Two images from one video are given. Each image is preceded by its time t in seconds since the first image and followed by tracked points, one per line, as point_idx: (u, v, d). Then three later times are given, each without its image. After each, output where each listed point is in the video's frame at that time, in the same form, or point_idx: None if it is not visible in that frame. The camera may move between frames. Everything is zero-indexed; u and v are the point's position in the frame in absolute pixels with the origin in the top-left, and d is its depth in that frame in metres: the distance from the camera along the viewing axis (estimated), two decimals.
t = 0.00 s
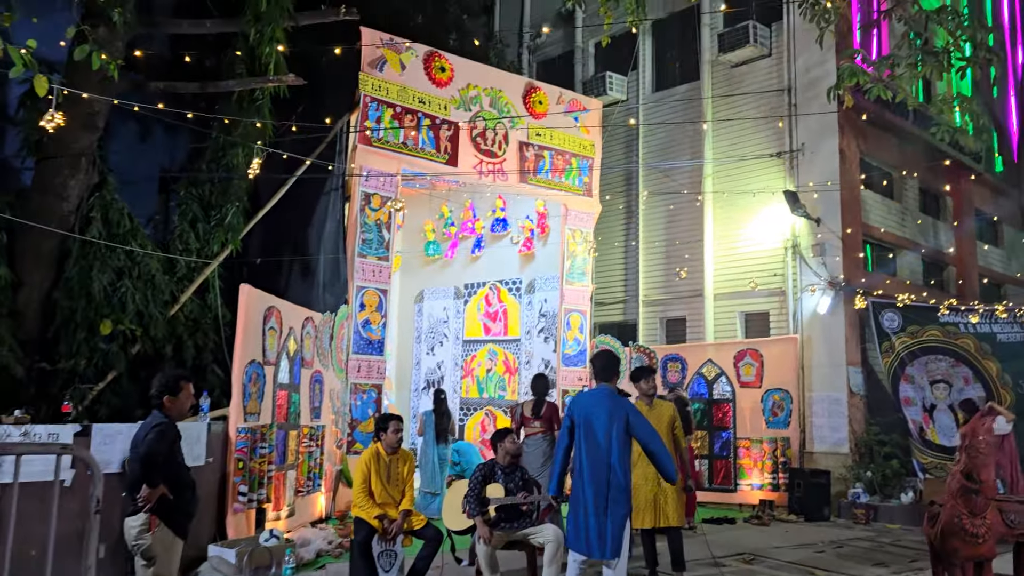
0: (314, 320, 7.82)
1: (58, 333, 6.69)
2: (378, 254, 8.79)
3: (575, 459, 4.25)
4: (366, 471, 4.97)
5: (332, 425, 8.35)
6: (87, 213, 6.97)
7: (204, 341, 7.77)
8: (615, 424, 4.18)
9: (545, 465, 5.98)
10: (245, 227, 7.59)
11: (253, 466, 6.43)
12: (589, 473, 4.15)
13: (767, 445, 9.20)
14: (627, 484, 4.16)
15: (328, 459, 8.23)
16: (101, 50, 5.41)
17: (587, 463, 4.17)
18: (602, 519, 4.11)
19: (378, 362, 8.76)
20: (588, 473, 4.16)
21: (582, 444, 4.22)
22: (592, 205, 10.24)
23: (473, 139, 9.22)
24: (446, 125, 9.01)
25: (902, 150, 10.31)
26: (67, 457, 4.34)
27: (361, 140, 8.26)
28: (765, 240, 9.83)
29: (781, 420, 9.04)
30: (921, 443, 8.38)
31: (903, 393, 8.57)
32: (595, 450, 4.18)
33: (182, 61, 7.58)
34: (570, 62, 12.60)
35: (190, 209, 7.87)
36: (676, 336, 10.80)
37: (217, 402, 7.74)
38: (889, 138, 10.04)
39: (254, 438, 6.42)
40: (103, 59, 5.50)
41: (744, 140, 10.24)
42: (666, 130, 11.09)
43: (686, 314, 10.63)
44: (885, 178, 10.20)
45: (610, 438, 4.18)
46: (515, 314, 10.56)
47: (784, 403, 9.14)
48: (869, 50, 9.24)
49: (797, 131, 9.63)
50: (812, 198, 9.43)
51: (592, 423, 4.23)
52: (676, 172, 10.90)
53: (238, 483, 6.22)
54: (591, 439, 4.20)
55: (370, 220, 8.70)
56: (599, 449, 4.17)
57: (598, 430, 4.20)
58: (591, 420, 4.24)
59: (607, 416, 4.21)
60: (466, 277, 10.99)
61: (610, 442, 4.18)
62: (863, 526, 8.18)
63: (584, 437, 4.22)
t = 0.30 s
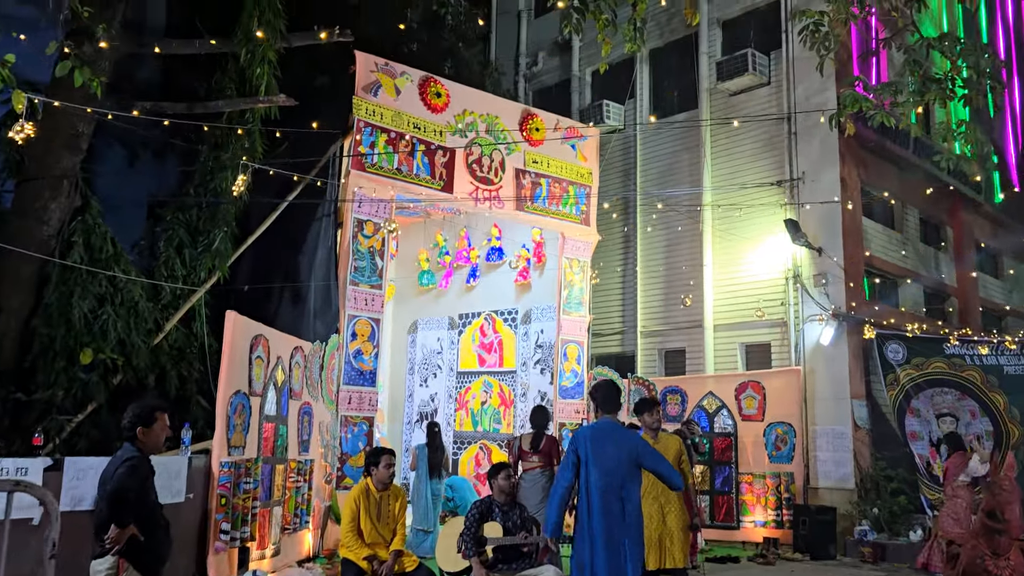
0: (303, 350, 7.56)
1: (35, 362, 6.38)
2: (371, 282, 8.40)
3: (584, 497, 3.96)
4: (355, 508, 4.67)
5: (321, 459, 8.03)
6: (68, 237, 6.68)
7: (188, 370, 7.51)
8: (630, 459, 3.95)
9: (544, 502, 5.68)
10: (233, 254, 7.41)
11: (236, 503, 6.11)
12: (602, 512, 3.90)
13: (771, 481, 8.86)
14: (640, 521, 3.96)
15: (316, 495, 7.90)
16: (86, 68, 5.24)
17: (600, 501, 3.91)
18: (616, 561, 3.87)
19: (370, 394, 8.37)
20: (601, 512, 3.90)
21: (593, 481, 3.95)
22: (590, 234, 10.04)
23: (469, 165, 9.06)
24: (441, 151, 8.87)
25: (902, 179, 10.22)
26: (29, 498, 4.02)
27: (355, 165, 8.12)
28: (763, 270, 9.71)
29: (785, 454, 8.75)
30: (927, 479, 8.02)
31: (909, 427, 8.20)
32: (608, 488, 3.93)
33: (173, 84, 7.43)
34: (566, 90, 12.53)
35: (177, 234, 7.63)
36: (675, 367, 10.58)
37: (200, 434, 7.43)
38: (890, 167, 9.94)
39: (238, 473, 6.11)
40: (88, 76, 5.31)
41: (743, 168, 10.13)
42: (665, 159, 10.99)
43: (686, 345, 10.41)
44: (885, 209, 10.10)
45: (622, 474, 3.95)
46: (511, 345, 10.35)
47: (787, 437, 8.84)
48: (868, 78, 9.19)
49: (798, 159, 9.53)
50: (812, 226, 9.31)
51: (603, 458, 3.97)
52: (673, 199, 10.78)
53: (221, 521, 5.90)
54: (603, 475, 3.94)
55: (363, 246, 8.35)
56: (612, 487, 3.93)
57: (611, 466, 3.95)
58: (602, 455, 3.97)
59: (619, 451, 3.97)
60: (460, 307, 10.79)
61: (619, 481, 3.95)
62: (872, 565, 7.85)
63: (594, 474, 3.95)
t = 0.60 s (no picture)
0: (286, 369, 7.32)
1: (4, 381, 6.14)
2: (357, 300, 8.44)
3: (578, 531, 3.71)
4: (336, 540, 4.39)
5: (303, 483, 7.73)
6: (40, 250, 6.37)
7: (165, 391, 7.20)
8: (625, 489, 3.70)
9: (535, 531, 5.45)
10: (215, 269, 7.14)
11: (211, 531, 5.78)
12: (597, 548, 3.64)
13: (768, 509, 8.59)
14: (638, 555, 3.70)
15: (298, 521, 7.59)
16: (58, 72, 5.02)
17: (595, 536, 3.65)
18: None
19: (356, 416, 8.24)
20: (597, 548, 3.64)
21: (587, 514, 3.69)
22: (583, 253, 9.86)
23: (459, 182, 8.87)
24: (431, 167, 8.68)
25: (898, 201, 10.10)
26: None
27: (342, 179, 8.08)
28: (759, 291, 9.53)
29: (781, 480, 8.52)
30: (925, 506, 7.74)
31: (908, 453, 7.93)
32: (602, 522, 3.67)
33: (154, 94, 7.21)
34: (558, 108, 12.40)
35: (156, 248, 7.32)
36: (669, 391, 10.35)
37: (175, 458, 7.10)
38: (886, 188, 9.82)
39: (214, 500, 5.79)
40: (60, 81, 5.08)
41: (738, 188, 9.99)
42: (658, 178, 10.85)
43: (680, 367, 10.19)
44: (881, 231, 9.97)
45: (617, 505, 3.70)
46: (501, 367, 10.09)
47: (784, 463, 8.54)
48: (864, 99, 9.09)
49: (793, 179, 9.39)
50: (810, 247, 9.14)
51: (596, 488, 3.71)
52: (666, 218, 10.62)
53: (194, 550, 5.57)
54: (598, 507, 3.68)
55: (350, 264, 8.44)
56: (608, 520, 3.66)
57: (605, 497, 3.70)
58: (595, 485, 3.72)
59: (613, 480, 3.72)
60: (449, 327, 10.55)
61: (614, 514, 3.68)
62: None
63: (588, 506, 3.70)
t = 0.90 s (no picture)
0: (256, 370, 6.98)
1: None
2: (332, 300, 8.18)
3: (553, 544, 3.44)
4: (304, 550, 4.13)
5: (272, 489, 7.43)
6: None
7: (129, 392, 6.84)
8: (603, 496, 3.51)
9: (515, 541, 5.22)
10: (183, 266, 6.76)
11: (173, 540, 5.43)
12: (574, 564, 3.39)
13: (749, 518, 8.45)
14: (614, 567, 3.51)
15: (266, 529, 7.29)
16: (16, 50, 4.71)
17: (572, 551, 3.41)
18: None
19: (330, 419, 8.00)
20: (574, 565, 3.39)
21: (564, 525, 3.44)
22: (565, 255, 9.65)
23: (440, 181, 8.65)
24: (411, 165, 8.44)
25: (881, 209, 10.05)
26: None
27: (318, 175, 7.81)
28: (743, 297, 9.41)
29: (763, 490, 8.35)
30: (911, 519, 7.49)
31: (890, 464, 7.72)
32: (580, 534, 3.44)
33: (122, 81, 6.91)
34: (541, 110, 12.25)
35: (121, 243, 6.97)
36: (649, 397, 10.20)
37: (137, 462, 6.76)
38: (870, 196, 9.77)
39: (177, 507, 5.47)
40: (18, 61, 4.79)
41: (721, 193, 9.88)
42: (641, 181, 10.72)
43: (661, 374, 10.04)
44: (864, 239, 9.92)
45: (595, 514, 3.49)
46: (479, 371, 9.86)
47: (766, 472, 8.43)
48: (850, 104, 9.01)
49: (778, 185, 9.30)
50: (794, 253, 9.03)
51: (574, 498, 3.48)
52: (651, 223, 10.47)
53: (154, 559, 5.22)
54: (576, 519, 3.46)
55: (325, 263, 8.14)
56: (586, 531, 3.45)
57: (583, 506, 3.48)
58: (573, 493, 3.49)
59: (591, 489, 3.52)
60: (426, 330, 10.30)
61: (592, 523, 3.48)
62: None
63: (566, 518, 3.45)
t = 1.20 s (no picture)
0: (217, 340, 6.66)
1: None
2: (297, 268, 7.83)
3: (545, 520, 3.25)
4: (264, 526, 3.87)
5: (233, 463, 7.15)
6: None
7: (81, 361, 6.50)
8: (598, 472, 3.34)
9: (486, 516, 5.04)
10: (142, 231, 6.47)
11: (126, 516, 5.13)
12: (567, 543, 3.22)
13: (721, 492, 8.39)
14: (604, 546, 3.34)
15: (226, 504, 7.04)
16: None
17: (565, 529, 3.23)
18: None
19: (294, 391, 7.77)
20: (567, 543, 3.22)
21: (557, 502, 3.25)
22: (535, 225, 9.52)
23: (409, 146, 8.35)
24: (379, 129, 8.17)
25: (854, 182, 10.00)
26: None
27: (283, 137, 7.53)
28: (717, 270, 9.32)
29: (733, 464, 8.34)
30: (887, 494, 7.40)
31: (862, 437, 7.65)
32: (573, 511, 3.27)
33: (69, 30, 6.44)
34: (513, 77, 11.94)
35: (74, 205, 6.59)
36: (620, 370, 10.10)
37: (89, 434, 6.43)
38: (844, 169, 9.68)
39: (130, 481, 5.20)
40: None
41: (697, 164, 9.73)
42: (615, 151, 10.50)
43: (632, 346, 9.93)
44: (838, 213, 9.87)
45: (589, 490, 3.31)
46: (447, 343, 9.60)
47: (738, 446, 8.40)
48: (827, 75, 8.89)
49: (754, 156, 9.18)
50: (768, 225, 8.91)
51: (570, 473, 3.29)
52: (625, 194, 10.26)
53: (105, 536, 4.94)
54: (571, 495, 3.29)
55: (289, 230, 7.77)
56: (579, 508, 3.27)
57: (578, 482, 3.30)
58: (568, 469, 3.30)
59: (586, 463, 3.33)
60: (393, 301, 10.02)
61: (585, 500, 3.30)
62: None
63: (561, 494, 3.27)
